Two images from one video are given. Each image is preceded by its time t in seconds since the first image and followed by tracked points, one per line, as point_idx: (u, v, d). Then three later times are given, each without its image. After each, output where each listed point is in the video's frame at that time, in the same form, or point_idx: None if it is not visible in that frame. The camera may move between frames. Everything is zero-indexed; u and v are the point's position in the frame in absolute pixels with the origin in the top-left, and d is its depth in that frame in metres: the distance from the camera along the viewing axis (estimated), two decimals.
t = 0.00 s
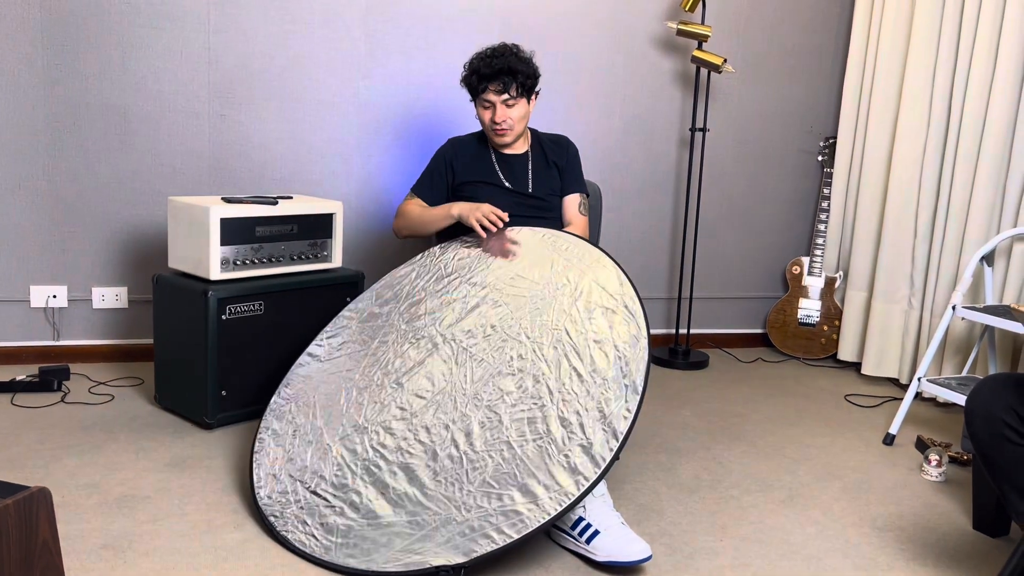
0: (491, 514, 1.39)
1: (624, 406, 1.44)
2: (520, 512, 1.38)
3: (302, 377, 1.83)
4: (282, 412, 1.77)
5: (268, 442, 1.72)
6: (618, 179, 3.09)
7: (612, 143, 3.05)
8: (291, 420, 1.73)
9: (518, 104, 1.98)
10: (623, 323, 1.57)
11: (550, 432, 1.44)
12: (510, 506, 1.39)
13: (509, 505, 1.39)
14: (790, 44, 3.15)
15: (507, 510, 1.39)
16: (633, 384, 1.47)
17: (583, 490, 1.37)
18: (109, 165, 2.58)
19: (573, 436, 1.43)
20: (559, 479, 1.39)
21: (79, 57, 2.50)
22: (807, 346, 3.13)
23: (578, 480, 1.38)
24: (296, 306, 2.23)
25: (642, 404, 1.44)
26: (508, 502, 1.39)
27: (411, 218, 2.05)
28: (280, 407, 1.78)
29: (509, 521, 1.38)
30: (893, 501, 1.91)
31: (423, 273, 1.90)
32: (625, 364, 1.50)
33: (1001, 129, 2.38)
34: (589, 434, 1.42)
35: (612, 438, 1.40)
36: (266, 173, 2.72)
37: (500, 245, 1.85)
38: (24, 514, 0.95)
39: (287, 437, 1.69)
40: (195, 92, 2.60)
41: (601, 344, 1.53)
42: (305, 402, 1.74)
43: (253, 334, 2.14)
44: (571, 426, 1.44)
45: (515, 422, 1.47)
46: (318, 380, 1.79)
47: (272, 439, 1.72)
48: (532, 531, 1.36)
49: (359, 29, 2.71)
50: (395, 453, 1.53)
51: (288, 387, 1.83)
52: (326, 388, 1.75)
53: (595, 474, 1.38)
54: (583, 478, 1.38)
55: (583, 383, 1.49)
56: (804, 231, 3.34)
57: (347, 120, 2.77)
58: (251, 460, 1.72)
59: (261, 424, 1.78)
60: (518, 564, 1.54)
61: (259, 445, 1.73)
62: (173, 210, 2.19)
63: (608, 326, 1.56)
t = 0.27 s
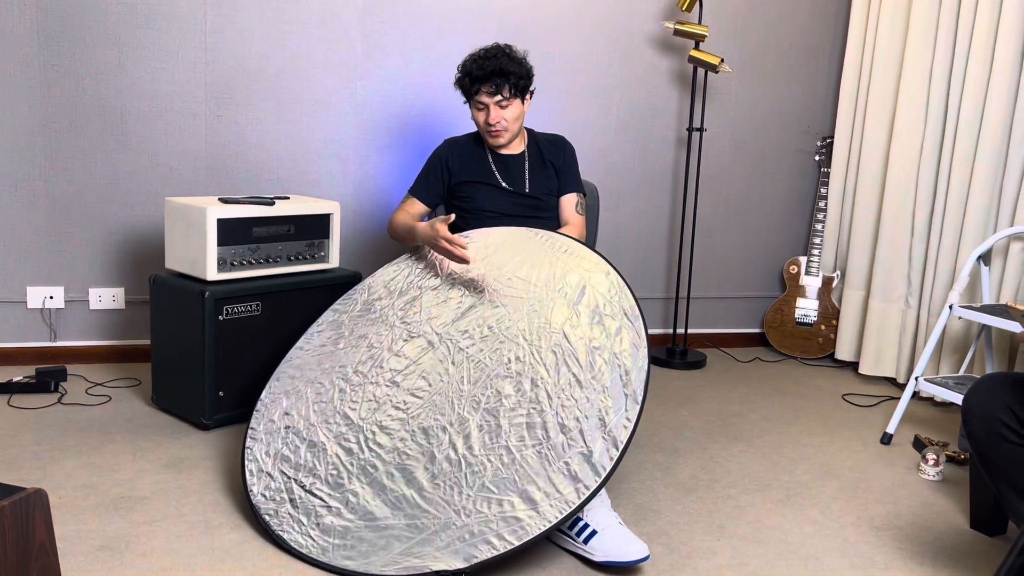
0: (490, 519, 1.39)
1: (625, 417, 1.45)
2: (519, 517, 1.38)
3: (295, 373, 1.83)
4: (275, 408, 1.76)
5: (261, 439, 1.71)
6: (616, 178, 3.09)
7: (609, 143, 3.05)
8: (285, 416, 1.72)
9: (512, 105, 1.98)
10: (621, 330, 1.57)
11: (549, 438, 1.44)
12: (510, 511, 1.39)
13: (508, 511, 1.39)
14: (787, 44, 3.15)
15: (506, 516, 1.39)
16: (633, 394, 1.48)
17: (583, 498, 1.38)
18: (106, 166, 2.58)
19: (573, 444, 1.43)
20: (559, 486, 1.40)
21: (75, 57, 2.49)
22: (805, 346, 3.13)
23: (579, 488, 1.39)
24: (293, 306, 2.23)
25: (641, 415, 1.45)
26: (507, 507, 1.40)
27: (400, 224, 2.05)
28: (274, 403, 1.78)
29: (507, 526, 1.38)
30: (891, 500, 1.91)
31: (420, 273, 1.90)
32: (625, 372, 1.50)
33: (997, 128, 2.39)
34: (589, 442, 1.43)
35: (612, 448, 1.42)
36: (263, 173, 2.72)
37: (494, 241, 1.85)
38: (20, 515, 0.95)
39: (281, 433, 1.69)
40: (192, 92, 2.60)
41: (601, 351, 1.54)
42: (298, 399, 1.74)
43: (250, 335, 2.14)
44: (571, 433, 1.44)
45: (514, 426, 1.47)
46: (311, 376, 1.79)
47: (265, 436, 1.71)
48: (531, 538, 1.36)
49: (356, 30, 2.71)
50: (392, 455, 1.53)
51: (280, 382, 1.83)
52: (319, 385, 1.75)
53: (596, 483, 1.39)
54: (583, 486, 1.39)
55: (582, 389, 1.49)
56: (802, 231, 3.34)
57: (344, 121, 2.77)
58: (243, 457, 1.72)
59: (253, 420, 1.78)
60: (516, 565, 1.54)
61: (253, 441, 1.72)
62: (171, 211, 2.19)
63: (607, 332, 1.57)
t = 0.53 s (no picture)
0: (487, 517, 1.39)
1: (621, 411, 1.44)
2: (516, 515, 1.38)
3: (298, 379, 1.84)
4: (277, 413, 1.77)
5: (263, 444, 1.72)
6: (613, 178, 3.09)
7: (607, 142, 3.06)
8: (287, 421, 1.73)
9: (505, 108, 1.98)
10: (618, 325, 1.56)
11: (546, 435, 1.44)
12: (507, 509, 1.39)
13: (506, 508, 1.39)
14: (784, 44, 3.16)
15: (503, 514, 1.39)
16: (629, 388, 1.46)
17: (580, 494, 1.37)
18: (103, 166, 2.57)
19: (570, 440, 1.43)
20: (556, 483, 1.39)
21: (73, 57, 2.49)
22: (803, 345, 3.13)
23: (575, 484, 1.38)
24: (291, 307, 2.23)
25: (638, 409, 1.44)
26: (505, 505, 1.39)
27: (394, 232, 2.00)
28: (276, 409, 1.79)
29: (504, 523, 1.38)
30: (889, 499, 1.91)
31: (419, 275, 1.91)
32: (622, 367, 1.49)
33: (995, 127, 2.39)
34: (586, 438, 1.42)
35: (608, 443, 1.41)
36: (261, 174, 2.72)
37: (493, 243, 1.84)
38: (19, 514, 0.95)
39: (282, 438, 1.70)
40: (189, 92, 2.60)
41: (598, 347, 1.53)
42: (300, 405, 1.75)
43: (248, 335, 2.14)
44: (568, 430, 1.44)
45: (511, 425, 1.47)
46: (313, 382, 1.80)
47: (266, 441, 1.72)
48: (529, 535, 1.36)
49: (354, 30, 2.71)
50: (390, 456, 1.53)
51: (284, 389, 1.84)
52: (321, 390, 1.76)
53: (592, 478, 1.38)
54: (580, 482, 1.38)
55: (579, 386, 1.49)
56: (800, 230, 3.35)
57: (342, 121, 2.76)
58: (246, 462, 1.72)
59: (256, 427, 1.78)
60: (514, 564, 1.54)
61: (255, 446, 1.73)
62: (168, 211, 2.19)
63: (603, 328, 1.56)
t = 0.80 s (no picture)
0: (485, 517, 1.39)
1: (620, 412, 1.43)
2: (514, 515, 1.38)
3: (295, 376, 1.84)
4: (275, 411, 1.77)
5: (260, 442, 1.72)
6: (612, 178, 3.09)
7: (606, 142, 3.06)
8: (284, 420, 1.73)
9: (502, 107, 1.98)
10: (617, 325, 1.56)
11: (545, 436, 1.44)
12: (505, 509, 1.39)
13: (504, 508, 1.39)
14: (783, 43, 3.16)
15: (502, 514, 1.38)
16: (628, 388, 1.46)
17: (579, 494, 1.37)
18: (101, 166, 2.57)
19: (569, 441, 1.43)
20: (554, 483, 1.39)
21: (71, 56, 2.49)
22: (802, 344, 3.14)
23: (574, 484, 1.38)
24: (289, 306, 2.23)
25: (637, 410, 1.43)
26: (503, 505, 1.39)
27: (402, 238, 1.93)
28: (273, 407, 1.79)
29: (503, 523, 1.38)
30: (887, 498, 1.91)
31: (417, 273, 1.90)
32: (621, 367, 1.49)
33: (993, 127, 2.39)
34: (585, 438, 1.42)
35: (607, 443, 1.41)
36: (259, 173, 2.72)
37: (491, 242, 1.84)
38: (18, 514, 0.95)
39: (280, 437, 1.69)
40: (188, 92, 2.60)
41: (597, 348, 1.53)
42: (297, 403, 1.75)
43: (246, 334, 2.14)
44: (567, 431, 1.44)
45: (510, 425, 1.47)
46: (311, 380, 1.79)
47: (263, 439, 1.72)
48: (527, 536, 1.36)
49: (353, 30, 2.71)
50: (389, 455, 1.53)
51: (281, 387, 1.83)
52: (319, 388, 1.75)
53: (591, 478, 1.38)
54: (579, 482, 1.38)
55: (578, 386, 1.49)
56: (798, 230, 3.35)
57: (340, 121, 2.76)
58: (242, 460, 1.72)
59: (252, 424, 1.78)
60: (513, 564, 1.54)
61: (252, 443, 1.73)
62: (167, 211, 2.19)
63: (602, 328, 1.56)
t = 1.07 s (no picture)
0: (485, 516, 1.39)
1: (619, 410, 1.43)
2: (514, 514, 1.38)
3: (295, 377, 1.84)
4: (275, 412, 1.77)
5: (260, 442, 1.72)
6: (612, 178, 3.09)
7: (606, 141, 3.06)
8: (284, 420, 1.73)
9: (504, 105, 1.98)
10: (617, 324, 1.56)
11: (545, 434, 1.44)
12: (505, 508, 1.39)
13: (504, 507, 1.39)
14: (783, 42, 3.16)
15: (501, 513, 1.38)
16: (627, 386, 1.46)
17: (578, 493, 1.37)
18: (101, 165, 2.57)
19: (568, 439, 1.43)
20: (554, 481, 1.39)
21: (70, 56, 2.49)
22: (801, 344, 3.14)
23: (573, 482, 1.38)
24: (289, 305, 2.23)
25: (636, 408, 1.43)
26: (503, 504, 1.39)
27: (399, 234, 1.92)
28: (273, 407, 1.79)
29: (503, 522, 1.38)
30: (887, 497, 1.91)
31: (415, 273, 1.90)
32: (620, 365, 1.49)
33: (993, 126, 2.39)
34: (585, 437, 1.42)
35: (607, 441, 1.41)
36: (259, 173, 2.72)
37: (491, 242, 1.84)
38: (17, 513, 0.95)
39: (280, 437, 1.69)
40: (187, 91, 2.60)
41: (596, 347, 1.53)
42: (297, 403, 1.75)
43: (246, 333, 2.14)
44: (566, 429, 1.44)
45: (510, 425, 1.47)
46: (311, 380, 1.80)
47: (263, 440, 1.72)
48: (526, 534, 1.36)
49: (353, 30, 2.71)
50: (388, 454, 1.53)
51: (281, 387, 1.83)
52: (318, 389, 1.75)
53: (590, 476, 1.38)
54: (578, 481, 1.38)
55: (577, 385, 1.49)
56: (798, 230, 3.35)
57: (340, 121, 2.76)
58: (243, 461, 1.72)
59: (253, 425, 1.78)
60: (513, 563, 1.54)
61: (252, 444, 1.73)
62: (166, 211, 2.18)
63: (601, 327, 1.56)
